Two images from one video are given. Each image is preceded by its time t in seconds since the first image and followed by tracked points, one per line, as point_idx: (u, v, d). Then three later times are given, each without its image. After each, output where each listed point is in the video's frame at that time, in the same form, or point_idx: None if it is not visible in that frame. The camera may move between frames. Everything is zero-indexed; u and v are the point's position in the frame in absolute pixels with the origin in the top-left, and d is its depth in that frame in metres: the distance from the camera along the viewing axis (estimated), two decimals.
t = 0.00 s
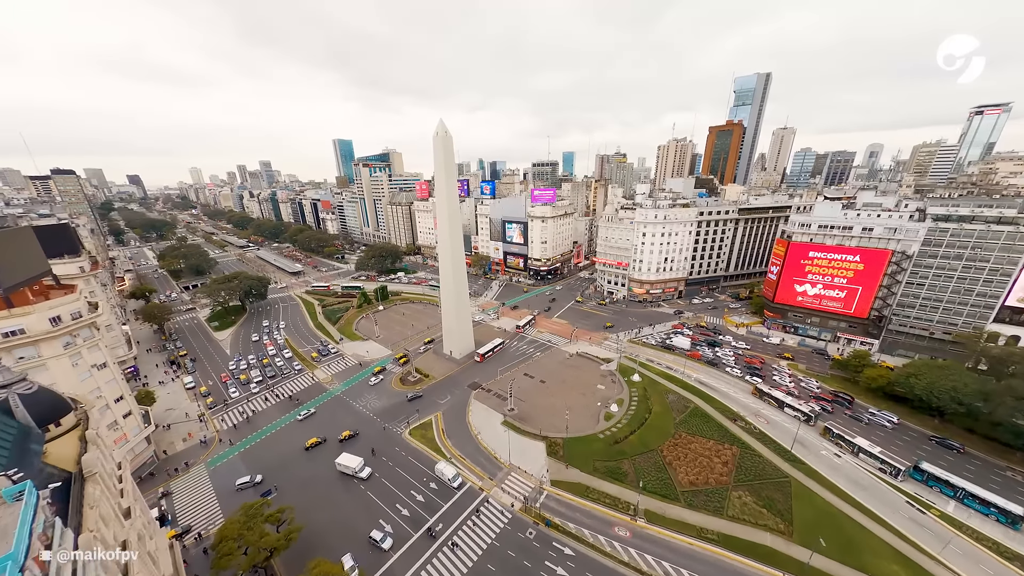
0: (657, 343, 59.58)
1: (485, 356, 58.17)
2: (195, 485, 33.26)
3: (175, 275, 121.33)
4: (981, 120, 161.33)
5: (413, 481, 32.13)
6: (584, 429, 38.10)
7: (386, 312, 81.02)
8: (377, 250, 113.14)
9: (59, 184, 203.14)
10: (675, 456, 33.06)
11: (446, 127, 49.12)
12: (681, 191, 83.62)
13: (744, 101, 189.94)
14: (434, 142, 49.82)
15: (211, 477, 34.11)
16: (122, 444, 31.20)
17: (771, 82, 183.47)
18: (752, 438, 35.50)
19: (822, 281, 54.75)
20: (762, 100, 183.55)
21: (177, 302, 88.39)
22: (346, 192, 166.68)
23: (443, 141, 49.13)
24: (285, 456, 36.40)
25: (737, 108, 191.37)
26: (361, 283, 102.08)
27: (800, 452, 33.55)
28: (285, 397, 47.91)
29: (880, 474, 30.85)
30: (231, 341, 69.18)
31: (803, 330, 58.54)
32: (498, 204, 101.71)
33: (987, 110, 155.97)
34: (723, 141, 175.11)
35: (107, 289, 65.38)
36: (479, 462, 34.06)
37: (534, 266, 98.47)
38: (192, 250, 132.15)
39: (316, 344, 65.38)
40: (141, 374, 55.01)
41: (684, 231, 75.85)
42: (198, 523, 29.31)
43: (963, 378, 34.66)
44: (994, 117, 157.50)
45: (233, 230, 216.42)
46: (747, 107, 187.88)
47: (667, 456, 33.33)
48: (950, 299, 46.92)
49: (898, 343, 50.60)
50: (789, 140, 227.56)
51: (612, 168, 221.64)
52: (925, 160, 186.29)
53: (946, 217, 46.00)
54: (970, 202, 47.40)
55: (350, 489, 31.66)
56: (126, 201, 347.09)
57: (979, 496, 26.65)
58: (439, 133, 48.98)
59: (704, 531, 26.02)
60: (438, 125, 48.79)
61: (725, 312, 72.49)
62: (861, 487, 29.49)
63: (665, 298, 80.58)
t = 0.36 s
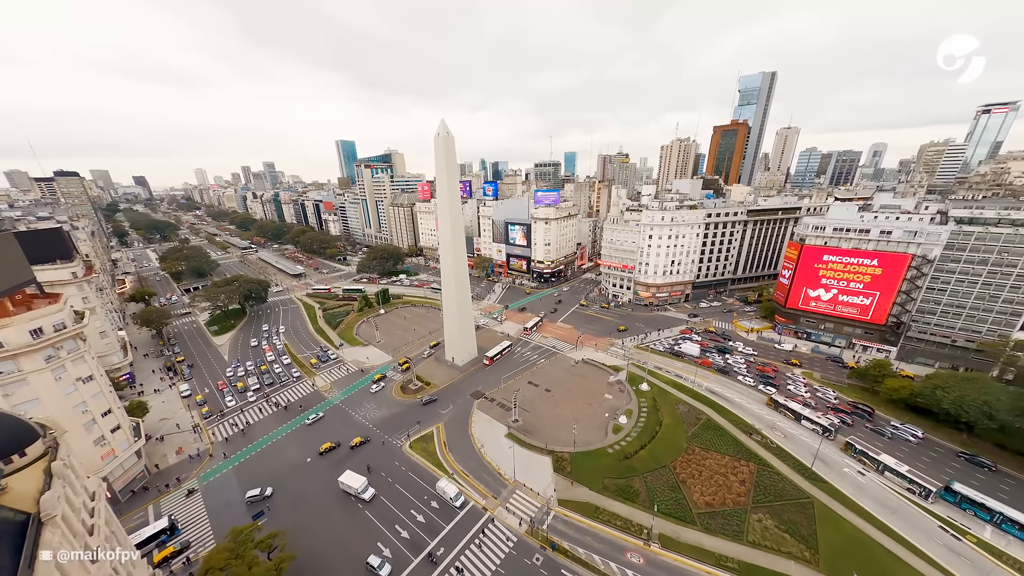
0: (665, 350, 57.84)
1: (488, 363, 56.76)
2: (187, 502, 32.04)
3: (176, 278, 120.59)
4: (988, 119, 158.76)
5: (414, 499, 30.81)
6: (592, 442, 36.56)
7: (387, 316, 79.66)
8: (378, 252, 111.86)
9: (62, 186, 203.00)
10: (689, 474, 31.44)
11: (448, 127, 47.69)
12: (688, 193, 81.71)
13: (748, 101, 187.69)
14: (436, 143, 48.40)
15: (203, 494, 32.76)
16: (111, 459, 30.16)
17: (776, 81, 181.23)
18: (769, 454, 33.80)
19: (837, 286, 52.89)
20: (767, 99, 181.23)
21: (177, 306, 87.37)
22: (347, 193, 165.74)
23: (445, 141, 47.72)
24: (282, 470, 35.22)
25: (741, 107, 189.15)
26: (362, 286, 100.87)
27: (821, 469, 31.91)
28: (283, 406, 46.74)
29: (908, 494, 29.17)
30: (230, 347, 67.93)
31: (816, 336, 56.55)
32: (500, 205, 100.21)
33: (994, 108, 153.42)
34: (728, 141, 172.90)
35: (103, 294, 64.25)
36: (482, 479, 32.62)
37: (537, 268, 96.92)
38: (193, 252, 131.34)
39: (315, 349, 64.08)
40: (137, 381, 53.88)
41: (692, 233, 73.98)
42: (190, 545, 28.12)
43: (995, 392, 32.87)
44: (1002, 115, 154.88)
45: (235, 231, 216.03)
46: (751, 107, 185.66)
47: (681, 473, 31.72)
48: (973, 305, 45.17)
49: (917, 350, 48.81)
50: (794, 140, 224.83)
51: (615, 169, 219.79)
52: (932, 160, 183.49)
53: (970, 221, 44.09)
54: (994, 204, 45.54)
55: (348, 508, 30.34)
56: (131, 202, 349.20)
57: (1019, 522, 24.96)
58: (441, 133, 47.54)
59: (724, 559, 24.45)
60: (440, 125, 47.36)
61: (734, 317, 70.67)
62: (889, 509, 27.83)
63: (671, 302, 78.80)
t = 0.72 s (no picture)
0: (673, 357, 56.01)
1: (490, 371, 55.20)
2: (177, 522, 30.61)
3: (176, 280, 119.35)
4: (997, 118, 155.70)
5: (413, 521, 29.32)
6: (600, 458, 34.89)
7: (388, 320, 78.12)
8: (380, 255, 110.38)
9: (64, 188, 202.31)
10: (706, 495, 29.66)
11: (450, 129, 46.15)
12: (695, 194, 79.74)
13: (753, 101, 185.21)
14: (437, 145, 46.84)
15: (193, 514, 31.32)
16: (95, 478, 28.95)
17: (781, 81, 178.65)
18: (789, 473, 32.03)
19: (853, 292, 50.93)
20: (772, 99, 178.68)
21: (175, 310, 86.01)
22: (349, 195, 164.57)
23: (447, 143, 46.18)
24: (277, 487, 33.80)
25: (746, 107, 186.54)
26: (362, 289, 99.43)
27: (846, 491, 30.11)
28: (279, 417, 45.33)
29: (942, 520, 27.41)
30: (227, 353, 66.41)
31: (830, 343, 54.66)
32: (502, 207, 98.54)
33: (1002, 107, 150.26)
34: (732, 141, 170.41)
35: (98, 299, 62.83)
36: (485, 499, 31.05)
37: (540, 271, 95.20)
38: (193, 254, 130.30)
39: (314, 356, 62.54)
40: (131, 389, 52.46)
41: (700, 236, 72.03)
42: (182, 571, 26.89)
43: None
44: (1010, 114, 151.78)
45: (237, 232, 215.30)
46: (756, 107, 183.03)
47: (696, 495, 29.94)
48: (1000, 314, 43.08)
49: (939, 360, 46.82)
50: (798, 140, 222.02)
51: (617, 170, 217.71)
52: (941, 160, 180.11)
53: (998, 225, 41.79)
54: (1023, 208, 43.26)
55: (344, 532, 28.86)
56: (136, 203, 354.22)
57: None
58: (443, 134, 45.91)
59: None
60: (442, 126, 45.82)
61: (743, 322, 68.69)
62: (923, 538, 26.05)
63: (678, 307, 76.91)
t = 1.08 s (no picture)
0: (683, 367, 53.93)
1: (493, 381, 53.36)
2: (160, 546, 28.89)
3: (176, 282, 118.08)
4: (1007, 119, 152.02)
5: (412, 549, 27.66)
6: (610, 479, 33.09)
7: (388, 325, 76.38)
8: (381, 257, 108.68)
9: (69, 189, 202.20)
10: (724, 523, 27.81)
11: (452, 130, 44.45)
12: (704, 197, 77.59)
13: (758, 103, 182.63)
14: (439, 146, 45.22)
15: (178, 535, 29.64)
16: (73, 499, 27.81)
17: (787, 82, 175.88)
18: (813, 498, 30.01)
19: (872, 301, 48.79)
20: (778, 100, 176.04)
21: (173, 313, 84.61)
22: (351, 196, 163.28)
23: (449, 145, 44.54)
24: (269, 508, 32.15)
25: (751, 109, 183.90)
26: (363, 293, 97.80)
27: (876, 520, 28.07)
28: (274, 429, 43.65)
29: (982, 553, 25.42)
30: (223, 359, 64.90)
31: (847, 353, 52.53)
32: (505, 210, 96.71)
33: (1010, 109, 146.03)
34: (738, 143, 167.87)
35: (91, 304, 61.33)
36: (488, 524, 29.33)
37: (544, 275, 93.29)
38: (194, 256, 129.24)
39: (311, 363, 60.90)
40: (123, 398, 51.01)
41: (708, 241, 69.86)
42: None
43: None
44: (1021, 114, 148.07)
45: (240, 233, 214.65)
46: (761, 108, 180.34)
47: (714, 522, 28.09)
48: None
49: (965, 373, 44.63)
50: (803, 142, 219.15)
51: (621, 171, 215.59)
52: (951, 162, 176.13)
53: None
54: None
55: (339, 561, 27.12)
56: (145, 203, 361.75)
57: None
58: (444, 136, 44.26)
59: None
60: (443, 127, 44.13)
61: (754, 330, 66.53)
62: (964, 574, 24.08)
63: (685, 313, 74.79)
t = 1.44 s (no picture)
0: (694, 379, 51.73)
1: (494, 392, 51.31)
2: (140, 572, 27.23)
3: (177, 283, 116.92)
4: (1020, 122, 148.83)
5: None
6: (620, 504, 31.15)
7: (388, 331, 74.56)
8: (382, 260, 106.93)
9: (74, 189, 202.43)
10: (746, 560, 25.76)
11: (455, 131, 42.70)
12: (713, 201, 75.38)
13: (765, 106, 179.38)
14: (440, 149, 43.43)
15: (159, 560, 28.03)
16: (46, 523, 26.60)
17: (795, 84, 172.32)
18: (839, 530, 27.93)
19: (894, 313, 46.50)
20: (786, 104, 173.13)
21: (171, 316, 83.15)
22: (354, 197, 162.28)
23: (451, 147, 42.79)
24: (257, 531, 30.35)
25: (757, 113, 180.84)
26: (364, 296, 96.14)
27: (911, 557, 25.94)
28: (266, 441, 41.96)
29: None
30: (218, 364, 63.34)
31: (866, 367, 50.19)
32: (509, 213, 94.93)
33: None
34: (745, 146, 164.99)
35: (85, 307, 59.88)
36: (489, 554, 27.52)
37: (548, 280, 91.21)
38: (196, 256, 128.26)
39: (308, 370, 59.14)
40: (114, 406, 49.51)
41: (719, 247, 67.52)
42: None
43: None
44: None
45: (243, 234, 214.11)
46: (769, 112, 176.97)
47: (734, 557, 26.07)
48: None
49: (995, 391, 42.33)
50: (809, 146, 216.13)
51: (625, 174, 213.59)
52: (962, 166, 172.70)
53: None
54: None
55: None
56: (151, 203, 364.04)
57: None
58: (446, 138, 42.51)
59: None
60: (446, 128, 42.38)
61: (767, 340, 64.09)
62: None
63: (694, 321, 72.43)
